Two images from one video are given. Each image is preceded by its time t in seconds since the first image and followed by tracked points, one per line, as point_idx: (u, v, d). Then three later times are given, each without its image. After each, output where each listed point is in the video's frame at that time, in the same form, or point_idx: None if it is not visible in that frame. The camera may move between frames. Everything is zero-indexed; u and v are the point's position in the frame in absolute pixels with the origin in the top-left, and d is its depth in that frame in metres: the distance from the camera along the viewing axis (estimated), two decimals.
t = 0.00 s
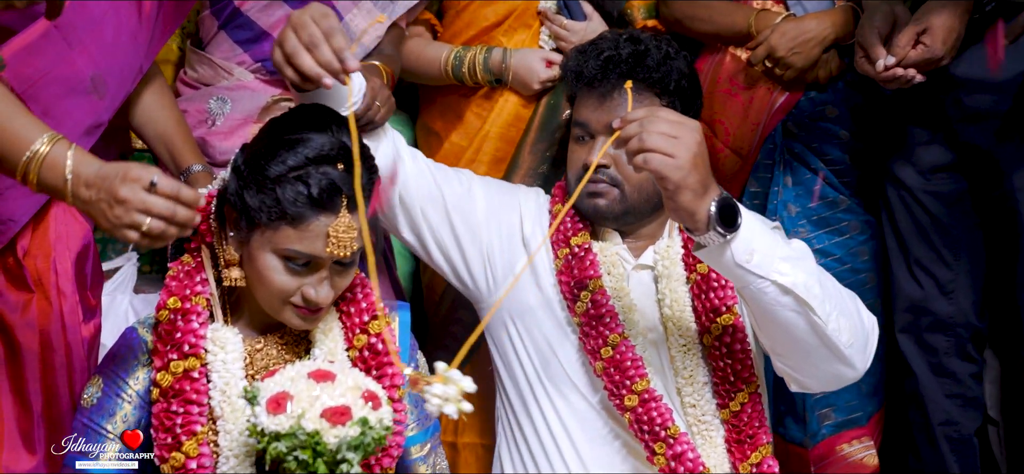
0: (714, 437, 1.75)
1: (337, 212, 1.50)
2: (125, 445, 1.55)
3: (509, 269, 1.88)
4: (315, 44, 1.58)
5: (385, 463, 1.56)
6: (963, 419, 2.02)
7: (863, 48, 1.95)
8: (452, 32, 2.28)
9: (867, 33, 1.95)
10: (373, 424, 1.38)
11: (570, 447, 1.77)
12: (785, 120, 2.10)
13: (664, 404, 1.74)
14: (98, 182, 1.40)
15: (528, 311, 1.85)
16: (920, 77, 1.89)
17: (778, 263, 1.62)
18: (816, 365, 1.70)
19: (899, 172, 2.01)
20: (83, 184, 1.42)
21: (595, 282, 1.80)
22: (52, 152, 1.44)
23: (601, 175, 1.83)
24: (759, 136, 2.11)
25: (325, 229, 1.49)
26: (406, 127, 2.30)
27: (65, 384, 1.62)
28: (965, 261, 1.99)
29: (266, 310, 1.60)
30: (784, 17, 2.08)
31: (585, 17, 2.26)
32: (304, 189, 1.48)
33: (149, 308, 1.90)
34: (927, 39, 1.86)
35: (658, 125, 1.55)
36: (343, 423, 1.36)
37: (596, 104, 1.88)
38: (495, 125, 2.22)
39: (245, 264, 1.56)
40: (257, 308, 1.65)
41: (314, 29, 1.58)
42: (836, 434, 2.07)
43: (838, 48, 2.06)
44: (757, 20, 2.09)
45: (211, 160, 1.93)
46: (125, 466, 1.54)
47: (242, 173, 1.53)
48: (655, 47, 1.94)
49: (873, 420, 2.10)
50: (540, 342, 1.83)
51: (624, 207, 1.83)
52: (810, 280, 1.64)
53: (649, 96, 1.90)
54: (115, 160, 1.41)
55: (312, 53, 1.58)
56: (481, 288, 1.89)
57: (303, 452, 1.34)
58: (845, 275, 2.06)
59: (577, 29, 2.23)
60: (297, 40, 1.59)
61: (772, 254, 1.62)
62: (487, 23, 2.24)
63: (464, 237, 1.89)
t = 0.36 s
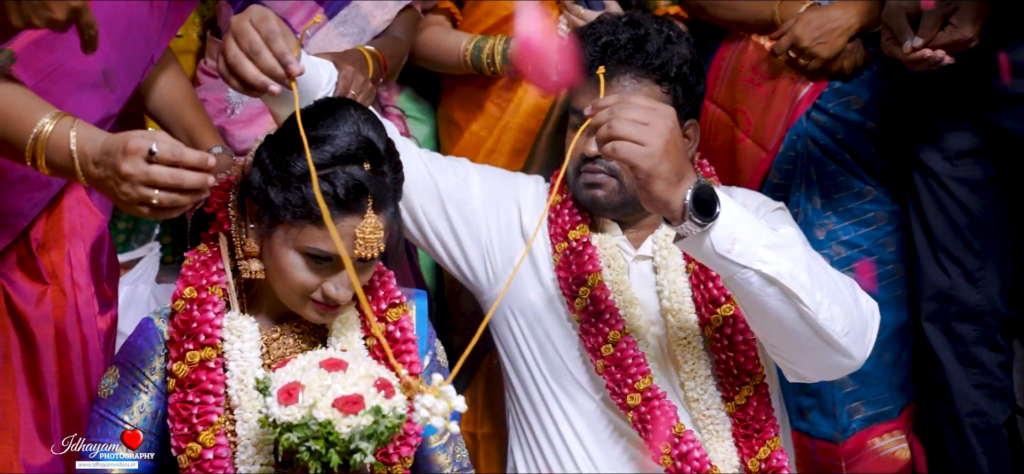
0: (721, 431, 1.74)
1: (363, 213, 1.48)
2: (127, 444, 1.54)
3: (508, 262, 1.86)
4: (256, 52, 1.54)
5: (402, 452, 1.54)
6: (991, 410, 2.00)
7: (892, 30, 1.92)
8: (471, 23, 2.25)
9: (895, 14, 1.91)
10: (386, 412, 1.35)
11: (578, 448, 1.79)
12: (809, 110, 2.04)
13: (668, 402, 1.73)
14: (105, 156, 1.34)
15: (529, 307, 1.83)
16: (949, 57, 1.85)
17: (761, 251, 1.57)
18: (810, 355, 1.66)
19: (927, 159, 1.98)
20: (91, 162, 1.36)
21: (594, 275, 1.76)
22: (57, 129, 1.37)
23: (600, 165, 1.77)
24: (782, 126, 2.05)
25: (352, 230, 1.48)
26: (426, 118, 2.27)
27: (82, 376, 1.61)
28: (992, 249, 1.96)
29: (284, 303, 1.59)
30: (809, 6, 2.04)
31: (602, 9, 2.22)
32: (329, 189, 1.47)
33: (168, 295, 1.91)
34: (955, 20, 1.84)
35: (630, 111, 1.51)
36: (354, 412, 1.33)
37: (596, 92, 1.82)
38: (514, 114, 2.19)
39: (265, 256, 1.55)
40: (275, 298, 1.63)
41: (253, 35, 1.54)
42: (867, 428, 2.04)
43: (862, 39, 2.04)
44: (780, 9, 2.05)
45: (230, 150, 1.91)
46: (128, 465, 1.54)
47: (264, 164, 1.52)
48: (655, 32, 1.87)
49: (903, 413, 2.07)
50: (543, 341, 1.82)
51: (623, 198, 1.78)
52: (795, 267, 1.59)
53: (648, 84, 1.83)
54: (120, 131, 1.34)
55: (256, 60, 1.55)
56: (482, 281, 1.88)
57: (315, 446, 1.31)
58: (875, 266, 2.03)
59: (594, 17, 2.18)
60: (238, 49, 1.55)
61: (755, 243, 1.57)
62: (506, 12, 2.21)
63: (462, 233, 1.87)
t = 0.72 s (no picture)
0: (727, 438, 1.72)
1: (384, 213, 1.47)
2: (126, 444, 1.52)
3: (507, 269, 1.85)
4: (222, 77, 1.48)
5: (416, 454, 1.51)
6: (1015, 415, 1.92)
7: (915, 26, 1.87)
8: (488, 20, 2.23)
9: (919, 11, 1.86)
10: (396, 420, 1.33)
11: (583, 460, 1.78)
12: (828, 110, 2.01)
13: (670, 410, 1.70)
14: (77, 176, 1.27)
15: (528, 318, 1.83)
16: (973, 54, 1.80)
17: (745, 266, 1.53)
18: (802, 368, 1.63)
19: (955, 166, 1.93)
20: (63, 180, 1.29)
21: (592, 282, 1.73)
22: (33, 143, 1.32)
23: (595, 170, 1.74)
24: (800, 126, 2.04)
25: (372, 230, 1.47)
26: (444, 117, 2.25)
27: (90, 376, 1.62)
28: (1014, 251, 1.87)
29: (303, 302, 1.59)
30: (829, 4, 1.99)
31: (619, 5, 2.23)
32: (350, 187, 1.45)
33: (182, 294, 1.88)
34: (979, 14, 1.75)
35: (600, 128, 1.49)
36: (363, 421, 1.30)
37: (591, 92, 1.79)
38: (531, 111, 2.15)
39: (283, 254, 1.54)
40: (293, 296, 1.63)
41: (219, 60, 1.49)
42: (885, 432, 2.03)
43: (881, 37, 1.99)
44: (800, 7, 2.01)
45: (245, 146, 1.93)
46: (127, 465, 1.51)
47: (285, 161, 1.49)
48: (651, 29, 1.85)
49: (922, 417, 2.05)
50: (545, 353, 1.82)
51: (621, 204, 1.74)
52: (780, 281, 1.55)
53: (644, 83, 1.79)
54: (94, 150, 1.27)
55: (222, 85, 1.49)
56: (480, 286, 1.86)
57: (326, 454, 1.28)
58: (891, 269, 2.03)
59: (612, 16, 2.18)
60: (205, 75, 1.50)
61: (738, 257, 1.53)
62: (523, 9, 2.18)
63: (459, 239, 1.86)
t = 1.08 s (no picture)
0: (734, 445, 1.70)
1: (411, 211, 1.46)
2: (125, 444, 1.51)
3: (509, 275, 1.85)
4: (197, 140, 1.51)
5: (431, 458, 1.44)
6: None
7: (938, 25, 1.84)
8: (505, 19, 2.21)
9: (942, 11, 1.84)
10: (412, 454, 1.31)
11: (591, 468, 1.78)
12: (844, 110, 1.99)
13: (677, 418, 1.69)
14: (74, 198, 1.32)
15: (533, 325, 1.82)
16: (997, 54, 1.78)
17: (730, 284, 1.51)
18: (800, 387, 1.59)
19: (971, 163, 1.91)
20: (58, 200, 1.34)
21: (594, 287, 1.72)
22: (24, 161, 1.36)
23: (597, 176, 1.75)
24: (815, 126, 2.01)
25: (400, 229, 1.46)
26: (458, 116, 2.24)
27: (98, 376, 1.62)
28: None
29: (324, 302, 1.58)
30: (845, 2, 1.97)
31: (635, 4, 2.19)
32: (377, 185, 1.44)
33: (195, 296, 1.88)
34: (1006, 13, 1.74)
35: (576, 152, 1.47)
36: (378, 457, 1.29)
37: (590, 96, 1.78)
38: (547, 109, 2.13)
39: (304, 254, 1.54)
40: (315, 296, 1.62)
41: (193, 120, 1.52)
42: (901, 437, 2.01)
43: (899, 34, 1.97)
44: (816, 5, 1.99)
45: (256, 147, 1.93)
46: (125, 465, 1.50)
47: (312, 159, 1.50)
48: (652, 30, 1.83)
49: (940, 422, 2.03)
50: (549, 360, 1.82)
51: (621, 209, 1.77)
52: (769, 299, 1.52)
53: (645, 86, 1.78)
54: (89, 173, 1.33)
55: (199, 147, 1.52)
56: (484, 295, 1.86)
57: None
58: (909, 270, 1.98)
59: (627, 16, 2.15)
60: (182, 137, 1.53)
61: (722, 275, 1.51)
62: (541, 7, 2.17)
63: (456, 243, 1.87)
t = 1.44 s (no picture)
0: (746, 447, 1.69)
1: (433, 198, 1.46)
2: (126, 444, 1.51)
3: (523, 277, 1.85)
4: (212, 187, 1.48)
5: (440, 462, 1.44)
6: None
7: (959, 22, 1.83)
8: (522, 16, 2.19)
9: (965, 7, 1.81)
10: None
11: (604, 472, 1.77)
12: (861, 106, 1.98)
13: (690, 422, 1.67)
14: (105, 216, 1.33)
15: (547, 325, 1.82)
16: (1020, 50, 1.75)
17: (712, 309, 1.53)
18: (794, 407, 1.58)
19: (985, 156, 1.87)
20: (87, 218, 1.34)
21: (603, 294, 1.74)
22: (50, 178, 1.36)
23: (610, 179, 1.78)
24: (830, 121, 2.01)
25: (422, 216, 1.45)
26: (473, 115, 2.24)
27: (108, 379, 1.63)
28: None
29: (344, 301, 1.55)
30: None
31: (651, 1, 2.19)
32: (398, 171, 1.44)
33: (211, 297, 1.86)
34: None
35: (550, 190, 1.49)
36: None
37: (600, 100, 1.77)
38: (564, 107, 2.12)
39: (325, 248, 1.52)
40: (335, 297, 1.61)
41: (206, 167, 1.49)
42: (917, 438, 1.98)
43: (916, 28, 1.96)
44: None
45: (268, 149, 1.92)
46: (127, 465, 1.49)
47: (331, 154, 1.50)
48: (663, 30, 1.81)
49: (955, 422, 1.99)
50: (564, 363, 1.81)
51: (635, 209, 1.81)
52: (751, 324, 1.53)
53: (656, 89, 1.77)
54: (119, 191, 1.33)
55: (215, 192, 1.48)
56: (498, 298, 1.86)
57: None
58: (926, 270, 1.94)
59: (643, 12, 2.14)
60: (198, 185, 1.50)
61: (704, 301, 1.53)
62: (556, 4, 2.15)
63: (469, 245, 1.86)
